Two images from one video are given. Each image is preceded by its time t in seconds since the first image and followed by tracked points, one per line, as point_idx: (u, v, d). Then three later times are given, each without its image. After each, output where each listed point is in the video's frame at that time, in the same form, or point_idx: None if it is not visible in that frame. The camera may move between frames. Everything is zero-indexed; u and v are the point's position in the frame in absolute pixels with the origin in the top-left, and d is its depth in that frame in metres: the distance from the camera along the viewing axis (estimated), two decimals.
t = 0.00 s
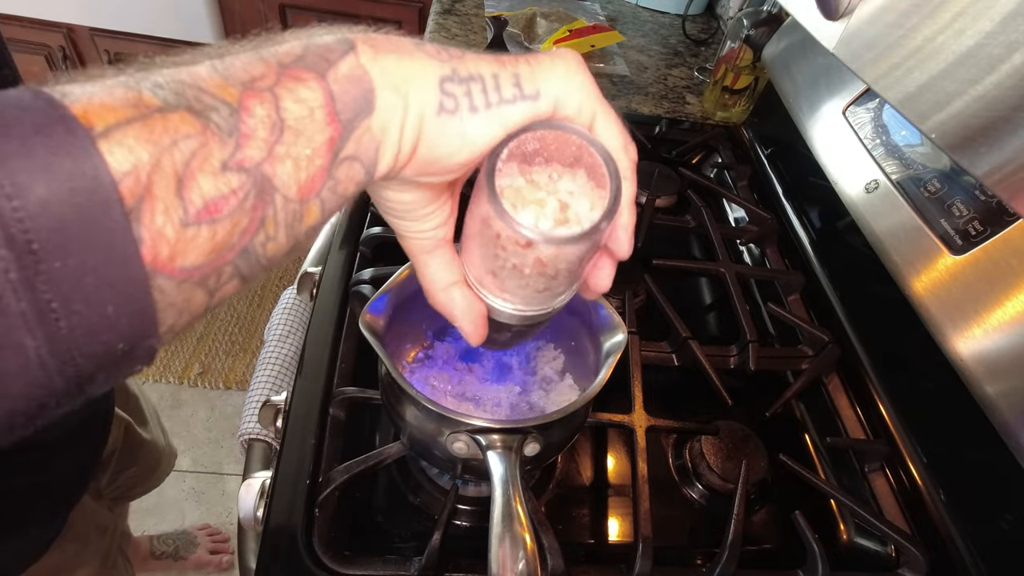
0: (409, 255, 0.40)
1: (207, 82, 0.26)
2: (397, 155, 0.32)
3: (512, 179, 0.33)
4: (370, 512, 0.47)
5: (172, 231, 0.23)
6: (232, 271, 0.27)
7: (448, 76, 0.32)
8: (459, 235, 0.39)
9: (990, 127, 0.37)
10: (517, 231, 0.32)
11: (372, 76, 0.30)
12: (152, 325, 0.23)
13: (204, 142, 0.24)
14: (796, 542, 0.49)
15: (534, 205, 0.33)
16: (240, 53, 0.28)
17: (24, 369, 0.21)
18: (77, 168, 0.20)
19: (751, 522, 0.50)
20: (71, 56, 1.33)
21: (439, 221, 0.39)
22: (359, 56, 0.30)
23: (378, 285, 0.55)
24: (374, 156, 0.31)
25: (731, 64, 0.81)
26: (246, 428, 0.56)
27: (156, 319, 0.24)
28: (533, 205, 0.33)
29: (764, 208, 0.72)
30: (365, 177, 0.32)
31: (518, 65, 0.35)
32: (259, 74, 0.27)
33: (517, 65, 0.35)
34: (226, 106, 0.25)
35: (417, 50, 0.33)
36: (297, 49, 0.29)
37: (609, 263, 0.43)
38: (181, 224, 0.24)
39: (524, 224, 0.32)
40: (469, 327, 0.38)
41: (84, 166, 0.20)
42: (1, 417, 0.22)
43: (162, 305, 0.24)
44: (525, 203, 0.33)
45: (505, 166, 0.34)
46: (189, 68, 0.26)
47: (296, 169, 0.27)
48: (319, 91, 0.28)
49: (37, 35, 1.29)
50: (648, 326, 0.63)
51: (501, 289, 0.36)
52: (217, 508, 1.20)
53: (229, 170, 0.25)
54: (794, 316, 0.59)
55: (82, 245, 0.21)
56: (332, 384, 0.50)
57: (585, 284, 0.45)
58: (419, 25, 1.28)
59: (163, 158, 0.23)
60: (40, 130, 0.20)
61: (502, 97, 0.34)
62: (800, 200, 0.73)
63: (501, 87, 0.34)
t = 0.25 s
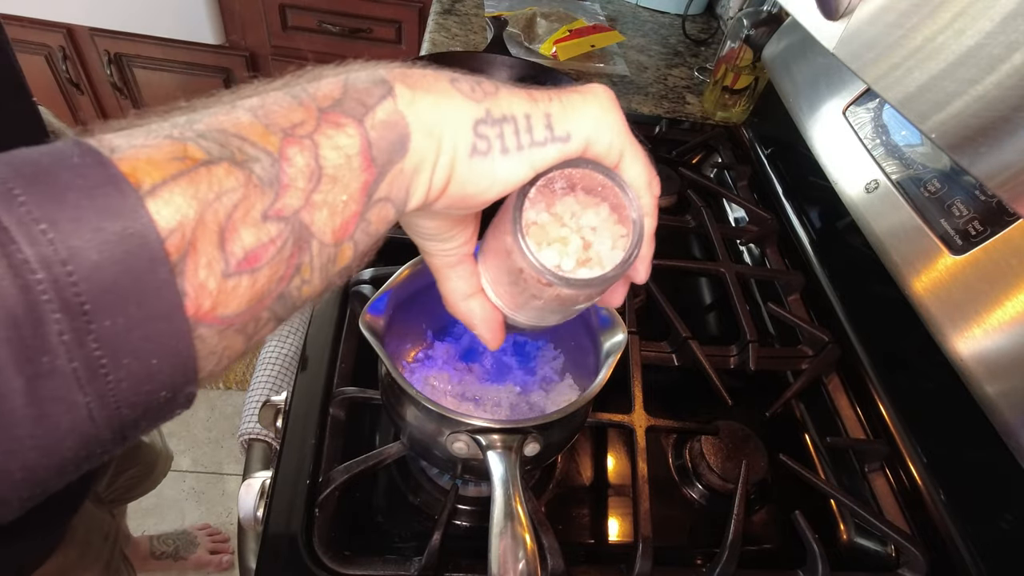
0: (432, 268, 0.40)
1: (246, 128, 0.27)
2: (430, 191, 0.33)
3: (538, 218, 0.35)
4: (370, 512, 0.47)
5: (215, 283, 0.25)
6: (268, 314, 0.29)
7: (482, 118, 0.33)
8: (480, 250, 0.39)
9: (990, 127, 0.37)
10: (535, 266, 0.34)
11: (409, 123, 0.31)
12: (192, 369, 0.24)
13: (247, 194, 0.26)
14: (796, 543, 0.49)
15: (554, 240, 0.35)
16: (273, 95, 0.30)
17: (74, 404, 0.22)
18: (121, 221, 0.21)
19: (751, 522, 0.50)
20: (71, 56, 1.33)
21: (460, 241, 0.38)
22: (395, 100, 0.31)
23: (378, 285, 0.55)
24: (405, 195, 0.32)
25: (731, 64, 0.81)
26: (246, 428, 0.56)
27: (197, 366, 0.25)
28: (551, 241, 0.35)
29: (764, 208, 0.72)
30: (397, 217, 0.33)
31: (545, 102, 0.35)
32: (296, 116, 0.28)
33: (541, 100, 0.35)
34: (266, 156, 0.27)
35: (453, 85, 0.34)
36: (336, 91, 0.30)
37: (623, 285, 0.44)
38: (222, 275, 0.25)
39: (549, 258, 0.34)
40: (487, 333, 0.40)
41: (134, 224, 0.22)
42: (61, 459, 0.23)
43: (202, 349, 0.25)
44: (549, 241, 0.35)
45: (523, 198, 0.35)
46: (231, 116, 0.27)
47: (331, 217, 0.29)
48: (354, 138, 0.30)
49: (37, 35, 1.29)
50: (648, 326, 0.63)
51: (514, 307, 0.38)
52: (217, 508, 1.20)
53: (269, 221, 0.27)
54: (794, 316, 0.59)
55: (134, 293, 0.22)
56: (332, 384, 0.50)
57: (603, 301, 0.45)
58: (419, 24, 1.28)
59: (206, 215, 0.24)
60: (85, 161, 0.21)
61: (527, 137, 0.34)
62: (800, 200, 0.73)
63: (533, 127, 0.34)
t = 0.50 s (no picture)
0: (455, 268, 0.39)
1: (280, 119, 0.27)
2: (457, 184, 0.33)
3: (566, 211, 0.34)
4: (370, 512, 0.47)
5: (245, 269, 0.25)
6: (295, 302, 0.29)
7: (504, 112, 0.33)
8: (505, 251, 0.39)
9: (990, 127, 0.37)
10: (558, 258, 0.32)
11: (435, 117, 0.31)
12: (221, 351, 0.24)
13: (277, 184, 0.26)
14: (796, 543, 0.49)
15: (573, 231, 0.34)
16: (305, 89, 0.30)
17: (108, 377, 0.22)
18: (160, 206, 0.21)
19: (751, 522, 0.50)
20: (71, 56, 1.33)
21: (486, 239, 0.38)
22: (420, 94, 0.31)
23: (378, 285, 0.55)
24: (432, 189, 0.32)
25: (731, 64, 0.81)
26: (246, 428, 0.56)
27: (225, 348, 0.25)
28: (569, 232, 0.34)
29: (764, 209, 0.72)
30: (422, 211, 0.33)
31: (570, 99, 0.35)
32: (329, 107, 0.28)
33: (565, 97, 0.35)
34: (298, 148, 0.27)
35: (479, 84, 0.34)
36: (365, 87, 0.30)
37: (649, 290, 0.43)
38: (252, 261, 0.25)
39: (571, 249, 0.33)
40: (511, 339, 0.39)
41: (172, 208, 0.22)
42: (95, 430, 0.23)
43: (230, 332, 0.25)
44: (570, 235, 0.34)
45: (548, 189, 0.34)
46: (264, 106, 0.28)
47: (358, 208, 0.29)
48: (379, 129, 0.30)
49: (37, 35, 1.29)
50: (648, 326, 0.63)
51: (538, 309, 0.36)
52: (217, 508, 1.20)
53: (299, 210, 0.27)
54: (794, 316, 0.59)
55: (170, 276, 0.22)
56: (332, 383, 0.49)
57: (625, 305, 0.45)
58: (419, 24, 1.28)
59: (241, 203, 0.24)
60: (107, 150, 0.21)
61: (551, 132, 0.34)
62: (800, 200, 0.73)
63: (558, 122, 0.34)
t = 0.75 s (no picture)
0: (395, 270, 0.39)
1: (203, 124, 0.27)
2: (393, 197, 0.33)
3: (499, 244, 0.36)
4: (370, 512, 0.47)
5: (148, 270, 0.25)
6: (207, 303, 0.29)
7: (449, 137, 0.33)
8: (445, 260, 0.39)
9: (991, 127, 0.37)
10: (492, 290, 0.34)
11: (372, 134, 0.31)
12: (122, 345, 0.25)
13: (190, 191, 0.26)
14: (796, 542, 0.49)
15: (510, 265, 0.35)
16: (240, 90, 0.30)
17: None
18: (55, 205, 0.22)
19: (751, 522, 0.50)
20: (71, 56, 1.33)
21: (425, 247, 0.37)
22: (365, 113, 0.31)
23: (378, 285, 0.55)
24: (364, 203, 0.32)
25: (731, 64, 0.81)
26: (246, 428, 0.56)
27: (128, 346, 0.25)
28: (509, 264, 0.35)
29: (764, 208, 0.72)
30: (354, 220, 0.33)
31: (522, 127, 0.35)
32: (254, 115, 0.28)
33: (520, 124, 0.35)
34: (215, 155, 0.27)
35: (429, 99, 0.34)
36: (304, 97, 0.30)
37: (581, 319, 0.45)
38: (157, 263, 0.25)
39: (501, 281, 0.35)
40: (439, 347, 0.40)
41: (66, 210, 0.22)
42: None
43: (134, 330, 0.25)
44: (503, 262, 0.35)
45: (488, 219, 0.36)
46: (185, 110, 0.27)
47: (279, 217, 0.29)
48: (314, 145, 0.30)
49: (38, 35, 1.29)
50: (648, 326, 0.63)
51: (472, 325, 0.38)
52: (217, 508, 1.20)
53: (211, 217, 0.27)
54: (794, 316, 0.59)
55: (60, 273, 0.22)
56: (332, 383, 0.50)
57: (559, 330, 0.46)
58: (419, 24, 1.28)
59: (145, 207, 0.24)
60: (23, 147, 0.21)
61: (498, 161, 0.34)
62: (800, 200, 0.73)
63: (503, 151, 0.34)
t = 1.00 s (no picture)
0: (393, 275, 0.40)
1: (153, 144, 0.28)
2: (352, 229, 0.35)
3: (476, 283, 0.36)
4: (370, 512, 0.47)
5: (78, 282, 0.27)
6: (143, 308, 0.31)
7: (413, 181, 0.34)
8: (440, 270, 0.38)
9: (990, 127, 0.37)
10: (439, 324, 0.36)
11: (324, 174, 0.32)
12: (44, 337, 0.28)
13: (124, 219, 0.27)
14: (797, 542, 0.49)
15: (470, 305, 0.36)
16: (204, 109, 0.31)
17: None
18: None
19: (751, 522, 0.50)
20: (71, 56, 1.33)
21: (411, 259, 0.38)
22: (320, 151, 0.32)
23: (378, 285, 0.55)
24: (316, 232, 0.34)
25: (731, 64, 0.80)
26: (246, 428, 0.56)
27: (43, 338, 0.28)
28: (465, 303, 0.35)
29: (764, 208, 0.72)
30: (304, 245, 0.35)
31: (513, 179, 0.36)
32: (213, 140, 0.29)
33: (508, 169, 0.36)
34: (157, 184, 0.28)
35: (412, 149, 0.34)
36: (264, 123, 0.31)
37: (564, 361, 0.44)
38: (86, 277, 0.27)
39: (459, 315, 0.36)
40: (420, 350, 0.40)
41: None
42: None
43: (62, 326, 0.28)
44: (463, 306, 0.35)
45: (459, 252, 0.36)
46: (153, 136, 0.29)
47: (216, 242, 0.31)
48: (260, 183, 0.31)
49: (38, 35, 1.29)
50: (648, 326, 0.63)
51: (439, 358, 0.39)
52: (217, 508, 1.20)
53: (144, 241, 0.28)
54: (794, 316, 0.59)
55: None
56: (332, 383, 0.49)
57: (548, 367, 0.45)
58: (419, 24, 1.28)
59: (74, 230, 0.26)
60: None
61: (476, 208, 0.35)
62: (800, 200, 0.73)
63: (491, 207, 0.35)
